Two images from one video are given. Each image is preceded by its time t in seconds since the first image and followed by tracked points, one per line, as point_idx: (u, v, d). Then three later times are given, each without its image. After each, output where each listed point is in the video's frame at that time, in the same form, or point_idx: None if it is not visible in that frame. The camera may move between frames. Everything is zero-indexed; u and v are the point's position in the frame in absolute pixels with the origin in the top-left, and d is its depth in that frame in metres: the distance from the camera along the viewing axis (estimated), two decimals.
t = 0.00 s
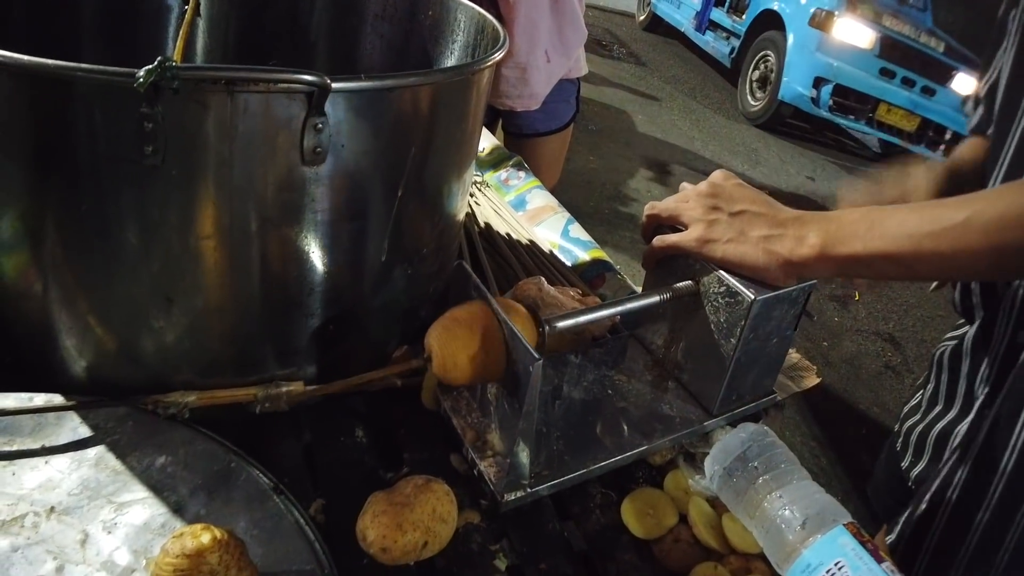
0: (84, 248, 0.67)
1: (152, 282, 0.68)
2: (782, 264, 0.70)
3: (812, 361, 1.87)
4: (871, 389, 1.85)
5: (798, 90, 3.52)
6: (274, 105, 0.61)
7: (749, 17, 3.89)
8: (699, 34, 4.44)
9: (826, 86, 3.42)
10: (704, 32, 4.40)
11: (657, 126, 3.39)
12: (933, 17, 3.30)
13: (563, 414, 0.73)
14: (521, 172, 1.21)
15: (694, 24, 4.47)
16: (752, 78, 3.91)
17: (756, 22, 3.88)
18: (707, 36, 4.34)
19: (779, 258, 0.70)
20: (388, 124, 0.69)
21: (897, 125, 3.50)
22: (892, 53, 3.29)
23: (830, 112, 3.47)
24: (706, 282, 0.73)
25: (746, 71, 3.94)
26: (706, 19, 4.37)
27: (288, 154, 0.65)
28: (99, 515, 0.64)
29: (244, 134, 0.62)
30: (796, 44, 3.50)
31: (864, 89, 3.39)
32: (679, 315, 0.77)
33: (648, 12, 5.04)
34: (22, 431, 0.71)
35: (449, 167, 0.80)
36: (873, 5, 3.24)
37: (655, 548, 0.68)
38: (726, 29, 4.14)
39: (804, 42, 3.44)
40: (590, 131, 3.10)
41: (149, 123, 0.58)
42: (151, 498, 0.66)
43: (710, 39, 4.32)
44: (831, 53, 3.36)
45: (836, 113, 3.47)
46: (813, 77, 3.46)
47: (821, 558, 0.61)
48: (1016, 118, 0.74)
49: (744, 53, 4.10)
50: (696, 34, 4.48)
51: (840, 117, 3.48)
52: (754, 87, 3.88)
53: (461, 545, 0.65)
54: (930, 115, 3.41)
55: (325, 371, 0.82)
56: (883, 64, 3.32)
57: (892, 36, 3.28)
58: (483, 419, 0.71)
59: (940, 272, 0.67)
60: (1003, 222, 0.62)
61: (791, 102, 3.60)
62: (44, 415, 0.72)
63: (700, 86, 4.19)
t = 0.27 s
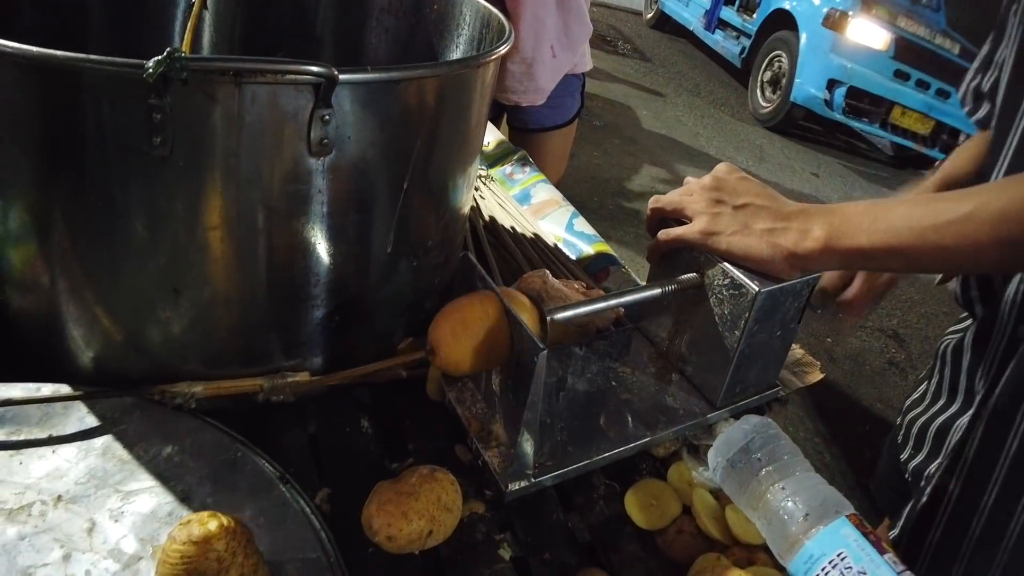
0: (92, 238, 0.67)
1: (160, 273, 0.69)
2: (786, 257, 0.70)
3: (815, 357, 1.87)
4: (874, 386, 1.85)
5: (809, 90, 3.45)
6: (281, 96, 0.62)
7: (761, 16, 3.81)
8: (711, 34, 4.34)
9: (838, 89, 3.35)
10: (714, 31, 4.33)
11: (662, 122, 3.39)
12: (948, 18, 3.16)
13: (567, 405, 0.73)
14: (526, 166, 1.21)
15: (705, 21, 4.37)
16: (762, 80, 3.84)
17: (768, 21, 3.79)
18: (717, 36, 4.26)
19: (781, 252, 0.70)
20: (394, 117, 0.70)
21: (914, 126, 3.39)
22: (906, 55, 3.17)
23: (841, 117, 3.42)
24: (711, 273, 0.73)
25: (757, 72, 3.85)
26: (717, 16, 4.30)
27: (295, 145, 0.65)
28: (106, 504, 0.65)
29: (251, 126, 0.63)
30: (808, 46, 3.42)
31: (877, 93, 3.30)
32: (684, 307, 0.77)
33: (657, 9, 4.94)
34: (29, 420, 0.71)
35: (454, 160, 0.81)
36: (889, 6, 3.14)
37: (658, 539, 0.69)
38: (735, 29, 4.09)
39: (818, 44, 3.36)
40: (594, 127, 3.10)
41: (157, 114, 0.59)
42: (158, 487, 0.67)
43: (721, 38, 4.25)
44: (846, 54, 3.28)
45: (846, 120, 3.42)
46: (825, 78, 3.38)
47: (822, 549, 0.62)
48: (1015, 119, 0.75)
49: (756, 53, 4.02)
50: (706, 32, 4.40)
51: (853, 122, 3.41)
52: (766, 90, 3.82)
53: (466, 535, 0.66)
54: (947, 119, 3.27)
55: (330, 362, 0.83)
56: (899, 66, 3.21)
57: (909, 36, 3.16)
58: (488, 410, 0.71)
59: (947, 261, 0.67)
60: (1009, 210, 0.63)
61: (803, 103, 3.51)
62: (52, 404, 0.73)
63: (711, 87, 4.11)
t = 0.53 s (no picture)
0: (102, 227, 0.68)
1: (169, 262, 0.69)
2: (795, 249, 0.70)
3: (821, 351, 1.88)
4: (879, 380, 1.85)
5: (825, 90, 3.33)
6: (291, 86, 0.62)
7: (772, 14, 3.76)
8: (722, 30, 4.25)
9: (855, 89, 3.23)
10: (725, 28, 4.22)
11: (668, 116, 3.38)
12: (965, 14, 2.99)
13: (574, 395, 0.74)
14: (533, 158, 1.21)
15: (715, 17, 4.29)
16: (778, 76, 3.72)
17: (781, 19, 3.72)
18: (728, 33, 4.18)
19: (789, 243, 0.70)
20: (403, 107, 0.70)
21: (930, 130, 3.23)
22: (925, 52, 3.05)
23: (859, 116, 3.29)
24: (718, 265, 0.73)
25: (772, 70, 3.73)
26: (728, 14, 4.20)
27: (305, 135, 0.66)
28: (116, 491, 0.66)
29: (261, 115, 0.63)
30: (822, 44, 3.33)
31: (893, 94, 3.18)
32: (690, 298, 0.77)
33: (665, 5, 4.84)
34: (40, 408, 0.72)
35: (462, 152, 0.81)
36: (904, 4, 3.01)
37: (665, 528, 0.69)
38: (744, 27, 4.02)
39: (832, 43, 3.27)
40: (600, 120, 3.10)
41: (168, 103, 0.59)
42: (167, 474, 0.68)
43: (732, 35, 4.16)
44: (862, 54, 3.17)
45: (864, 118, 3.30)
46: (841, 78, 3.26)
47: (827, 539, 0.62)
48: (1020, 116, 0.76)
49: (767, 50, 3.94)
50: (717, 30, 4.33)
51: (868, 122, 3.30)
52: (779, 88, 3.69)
53: (474, 523, 0.66)
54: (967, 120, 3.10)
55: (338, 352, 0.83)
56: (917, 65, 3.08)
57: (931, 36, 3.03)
58: (495, 398, 0.71)
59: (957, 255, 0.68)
60: (1017, 202, 0.64)
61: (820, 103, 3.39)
62: (62, 392, 0.73)
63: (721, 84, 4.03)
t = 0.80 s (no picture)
0: (112, 210, 0.68)
1: (179, 246, 0.70)
2: (803, 236, 0.70)
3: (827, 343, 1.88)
4: (885, 372, 1.86)
5: (838, 87, 3.34)
6: (301, 69, 0.62)
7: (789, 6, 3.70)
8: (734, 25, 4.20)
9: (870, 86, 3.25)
10: (737, 22, 4.17)
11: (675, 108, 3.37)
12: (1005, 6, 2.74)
13: (582, 379, 0.74)
14: (541, 147, 1.22)
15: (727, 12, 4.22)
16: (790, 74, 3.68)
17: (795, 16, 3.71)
18: (740, 29, 4.14)
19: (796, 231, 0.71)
20: (413, 93, 0.70)
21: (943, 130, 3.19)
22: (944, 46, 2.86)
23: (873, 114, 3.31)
24: (725, 251, 0.73)
25: (785, 66, 3.70)
26: (740, 7, 4.15)
27: (315, 119, 0.66)
28: (126, 471, 0.67)
29: (271, 99, 0.63)
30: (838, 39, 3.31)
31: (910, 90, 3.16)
32: (698, 285, 0.78)
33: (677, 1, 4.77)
34: (50, 390, 0.72)
35: (472, 139, 0.81)
36: (919, 2, 2.86)
37: (671, 513, 0.69)
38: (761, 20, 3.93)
39: (847, 37, 3.27)
40: (607, 112, 3.10)
41: (179, 86, 0.59)
42: (177, 455, 0.68)
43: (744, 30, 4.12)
44: (876, 50, 3.18)
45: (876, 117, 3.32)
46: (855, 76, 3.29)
47: (835, 521, 0.62)
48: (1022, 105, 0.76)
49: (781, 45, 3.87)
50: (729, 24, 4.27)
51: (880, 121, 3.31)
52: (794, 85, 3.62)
53: (481, 506, 0.67)
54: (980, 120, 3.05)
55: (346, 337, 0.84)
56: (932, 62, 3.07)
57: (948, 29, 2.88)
58: (503, 384, 0.72)
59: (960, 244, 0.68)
60: None
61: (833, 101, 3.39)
62: (72, 375, 0.74)
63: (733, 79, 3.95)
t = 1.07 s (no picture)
0: (122, 193, 0.68)
1: (189, 229, 0.70)
2: (810, 222, 0.71)
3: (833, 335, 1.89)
4: (891, 364, 1.86)
5: (854, 85, 3.17)
6: (311, 51, 0.62)
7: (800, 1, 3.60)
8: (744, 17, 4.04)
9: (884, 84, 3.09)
10: (748, 16, 4.01)
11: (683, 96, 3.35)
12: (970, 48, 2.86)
13: (589, 364, 0.74)
14: (548, 136, 1.23)
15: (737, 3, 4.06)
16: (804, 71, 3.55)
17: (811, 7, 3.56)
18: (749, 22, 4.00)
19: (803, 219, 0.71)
20: (422, 76, 0.70)
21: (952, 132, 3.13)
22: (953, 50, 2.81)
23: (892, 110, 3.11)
24: (733, 237, 0.74)
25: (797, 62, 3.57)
26: None
27: (325, 102, 0.66)
28: (135, 453, 0.67)
29: (281, 81, 0.63)
30: (852, 34, 3.21)
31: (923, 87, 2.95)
32: (705, 272, 0.78)
33: None
34: (59, 372, 0.73)
35: (480, 125, 0.81)
36: None
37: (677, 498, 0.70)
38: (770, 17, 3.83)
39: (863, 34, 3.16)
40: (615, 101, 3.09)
41: (190, 69, 0.60)
42: (187, 437, 0.69)
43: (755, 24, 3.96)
44: (893, 47, 3.03)
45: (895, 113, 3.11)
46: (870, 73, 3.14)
47: (842, 506, 0.63)
48: None
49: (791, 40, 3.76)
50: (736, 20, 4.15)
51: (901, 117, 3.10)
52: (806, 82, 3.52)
53: (488, 488, 0.68)
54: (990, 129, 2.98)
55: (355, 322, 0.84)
56: (945, 60, 2.84)
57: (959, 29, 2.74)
58: (510, 367, 0.72)
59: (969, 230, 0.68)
60: None
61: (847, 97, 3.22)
62: (82, 357, 0.74)
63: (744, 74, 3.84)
